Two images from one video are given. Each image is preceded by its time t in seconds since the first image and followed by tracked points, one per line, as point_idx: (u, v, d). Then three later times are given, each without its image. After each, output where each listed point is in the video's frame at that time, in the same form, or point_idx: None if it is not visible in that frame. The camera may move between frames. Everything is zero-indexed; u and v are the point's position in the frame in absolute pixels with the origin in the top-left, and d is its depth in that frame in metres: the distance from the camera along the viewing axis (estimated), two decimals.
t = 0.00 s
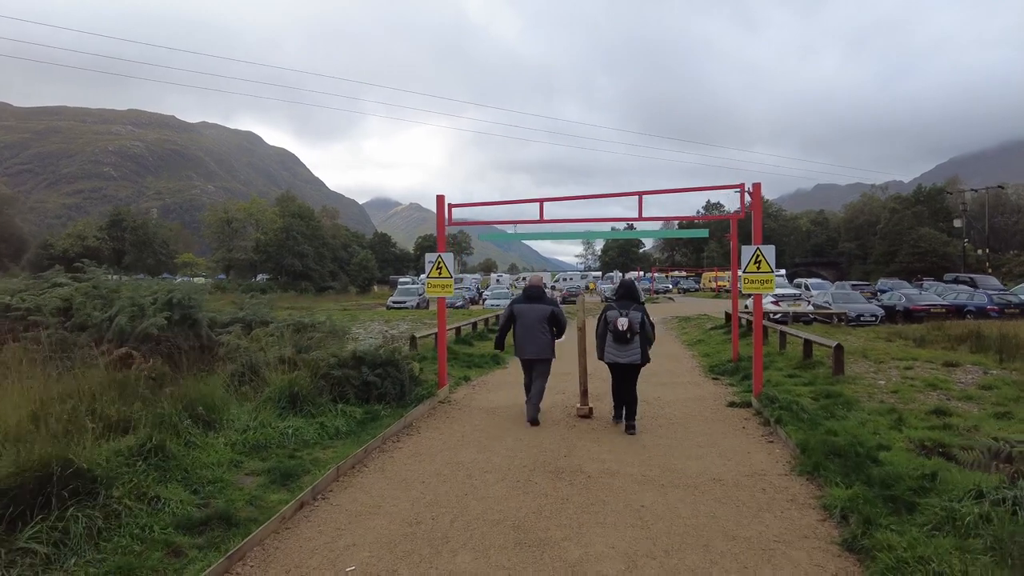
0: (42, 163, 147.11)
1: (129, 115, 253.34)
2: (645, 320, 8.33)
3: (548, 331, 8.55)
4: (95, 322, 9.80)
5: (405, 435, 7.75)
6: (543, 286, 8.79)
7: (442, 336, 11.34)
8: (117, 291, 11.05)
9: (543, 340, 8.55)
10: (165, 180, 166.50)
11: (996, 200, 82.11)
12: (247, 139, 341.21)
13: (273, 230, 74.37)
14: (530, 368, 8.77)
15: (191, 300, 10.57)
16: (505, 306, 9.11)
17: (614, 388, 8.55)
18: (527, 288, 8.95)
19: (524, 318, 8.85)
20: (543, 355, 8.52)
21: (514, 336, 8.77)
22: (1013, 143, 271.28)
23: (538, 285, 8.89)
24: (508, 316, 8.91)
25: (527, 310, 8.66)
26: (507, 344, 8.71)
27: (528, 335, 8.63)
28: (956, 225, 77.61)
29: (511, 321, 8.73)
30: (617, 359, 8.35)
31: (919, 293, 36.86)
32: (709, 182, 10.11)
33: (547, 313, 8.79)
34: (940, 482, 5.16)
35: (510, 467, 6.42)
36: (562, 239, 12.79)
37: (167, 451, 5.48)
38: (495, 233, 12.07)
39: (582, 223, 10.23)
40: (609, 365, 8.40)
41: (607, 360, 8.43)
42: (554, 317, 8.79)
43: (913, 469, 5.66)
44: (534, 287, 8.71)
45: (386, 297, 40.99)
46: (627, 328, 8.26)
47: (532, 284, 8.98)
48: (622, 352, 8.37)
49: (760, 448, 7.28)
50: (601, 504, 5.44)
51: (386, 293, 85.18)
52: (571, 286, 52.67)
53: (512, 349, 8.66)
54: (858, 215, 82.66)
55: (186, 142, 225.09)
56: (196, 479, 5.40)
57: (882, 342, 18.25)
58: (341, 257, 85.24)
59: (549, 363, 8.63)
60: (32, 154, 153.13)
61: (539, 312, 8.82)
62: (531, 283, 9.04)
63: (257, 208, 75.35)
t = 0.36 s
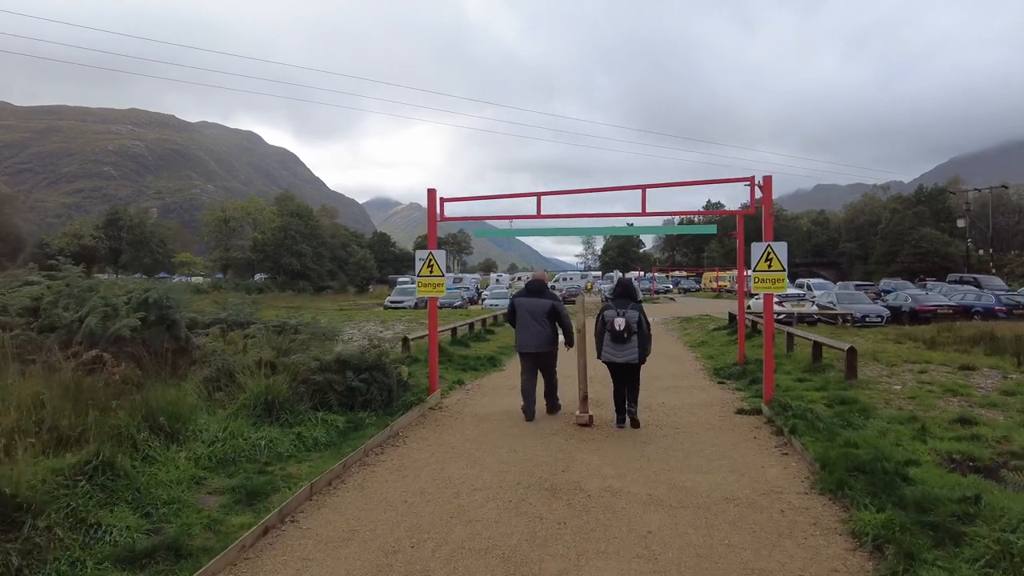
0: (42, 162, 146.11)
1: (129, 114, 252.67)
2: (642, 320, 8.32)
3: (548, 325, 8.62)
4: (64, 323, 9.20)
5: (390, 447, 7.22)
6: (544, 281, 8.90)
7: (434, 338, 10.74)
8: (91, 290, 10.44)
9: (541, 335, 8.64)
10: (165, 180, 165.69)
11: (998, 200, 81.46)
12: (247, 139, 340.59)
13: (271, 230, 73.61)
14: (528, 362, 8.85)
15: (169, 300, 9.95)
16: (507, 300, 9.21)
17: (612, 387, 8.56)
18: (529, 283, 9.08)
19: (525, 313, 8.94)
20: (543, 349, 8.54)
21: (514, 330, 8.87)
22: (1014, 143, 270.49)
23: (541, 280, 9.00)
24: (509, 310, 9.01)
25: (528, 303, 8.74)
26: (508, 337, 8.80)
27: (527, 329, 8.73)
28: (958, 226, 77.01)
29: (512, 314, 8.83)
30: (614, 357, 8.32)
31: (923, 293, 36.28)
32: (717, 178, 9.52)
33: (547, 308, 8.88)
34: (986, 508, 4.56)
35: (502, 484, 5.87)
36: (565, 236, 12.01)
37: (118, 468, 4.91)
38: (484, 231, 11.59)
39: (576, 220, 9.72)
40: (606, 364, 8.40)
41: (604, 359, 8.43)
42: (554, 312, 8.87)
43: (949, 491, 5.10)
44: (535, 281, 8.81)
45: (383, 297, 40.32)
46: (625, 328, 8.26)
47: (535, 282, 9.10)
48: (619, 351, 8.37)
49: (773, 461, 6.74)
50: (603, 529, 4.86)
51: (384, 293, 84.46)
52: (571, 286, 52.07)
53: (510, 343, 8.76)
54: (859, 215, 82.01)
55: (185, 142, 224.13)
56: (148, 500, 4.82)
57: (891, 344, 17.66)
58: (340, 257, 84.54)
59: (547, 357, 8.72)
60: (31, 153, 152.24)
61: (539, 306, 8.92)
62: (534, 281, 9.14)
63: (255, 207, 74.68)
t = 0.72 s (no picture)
0: (39, 162, 145.10)
1: (127, 115, 251.87)
2: (638, 319, 7.96)
3: (551, 324, 8.58)
4: (25, 324, 8.62)
5: (367, 460, 6.66)
6: (552, 281, 8.79)
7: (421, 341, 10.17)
8: (58, 287, 9.85)
9: (545, 335, 8.57)
10: (164, 181, 164.95)
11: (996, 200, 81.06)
12: (246, 139, 340.18)
13: (266, 230, 72.92)
14: (534, 362, 8.80)
15: (140, 300, 9.37)
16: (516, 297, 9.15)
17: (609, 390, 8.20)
18: (537, 282, 8.98)
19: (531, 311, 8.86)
20: (544, 349, 8.52)
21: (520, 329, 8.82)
22: (1013, 143, 270.00)
23: (549, 279, 8.87)
24: (516, 309, 8.94)
25: (533, 302, 8.71)
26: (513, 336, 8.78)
27: (530, 328, 8.65)
28: (957, 226, 76.64)
29: (517, 314, 8.78)
30: (610, 359, 7.97)
31: (924, 293, 35.78)
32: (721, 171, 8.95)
33: (555, 308, 8.78)
34: None
35: (487, 503, 5.30)
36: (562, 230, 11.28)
37: (47, 490, 4.35)
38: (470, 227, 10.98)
39: (568, 216, 9.15)
40: (602, 366, 8.03)
41: (600, 361, 8.07)
42: (562, 312, 8.78)
43: (991, 516, 4.50)
44: (544, 281, 8.80)
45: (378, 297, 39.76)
46: (620, 329, 7.94)
47: (544, 280, 9.07)
48: (615, 353, 8.04)
49: (785, 476, 6.17)
50: (598, 561, 4.27)
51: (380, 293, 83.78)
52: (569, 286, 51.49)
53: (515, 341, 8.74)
54: (857, 215, 81.54)
55: (183, 142, 223.10)
56: (79, 528, 4.23)
57: (898, 345, 17.09)
58: (336, 257, 83.92)
59: (552, 357, 8.66)
60: (29, 154, 151.61)
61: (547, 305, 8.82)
62: (543, 280, 9.08)
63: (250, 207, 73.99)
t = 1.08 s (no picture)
0: (37, 161, 144.34)
1: (125, 114, 250.98)
2: (641, 319, 7.77)
3: (557, 329, 8.13)
4: None
5: (344, 481, 6.04)
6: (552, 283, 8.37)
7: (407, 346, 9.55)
8: (23, 288, 9.22)
9: (552, 340, 8.11)
10: (164, 180, 163.99)
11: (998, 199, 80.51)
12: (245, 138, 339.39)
13: (263, 229, 72.20)
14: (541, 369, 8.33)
15: (110, 302, 8.73)
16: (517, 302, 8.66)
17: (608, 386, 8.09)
18: (537, 286, 8.49)
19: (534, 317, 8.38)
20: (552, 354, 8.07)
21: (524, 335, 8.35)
22: (1011, 143, 269.60)
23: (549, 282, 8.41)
24: (518, 316, 8.45)
25: (536, 307, 8.22)
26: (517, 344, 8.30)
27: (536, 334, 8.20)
28: (958, 225, 76.07)
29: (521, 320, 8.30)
30: (612, 358, 7.81)
31: (928, 293, 35.21)
32: (728, 162, 8.35)
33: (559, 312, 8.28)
34: None
35: (472, 535, 4.70)
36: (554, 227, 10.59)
37: None
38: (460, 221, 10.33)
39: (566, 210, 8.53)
40: (603, 364, 7.89)
41: (601, 359, 7.91)
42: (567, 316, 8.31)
43: None
44: (544, 285, 8.37)
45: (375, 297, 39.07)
46: (624, 328, 7.71)
47: (543, 283, 8.60)
48: (619, 352, 7.83)
49: (807, 497, 5.57)
50: None
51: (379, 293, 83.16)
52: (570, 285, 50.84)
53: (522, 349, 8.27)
54: (858, 215, 81.00)
55: (182, 141, 222.18)
56: None
57: (908, 347, 16.50)
58: (335, 257, 83.25)
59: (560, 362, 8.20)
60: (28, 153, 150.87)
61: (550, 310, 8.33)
62: (542, 283, 8.61)
63: (247, 206, 73.27)
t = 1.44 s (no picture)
0: (36, 160, 143.75)
1: (124, 113, 249.98)
2: (639, 320, 7.27)
3: (557, 326, 8.10)
4: None
5: (313, 504, 5.44)
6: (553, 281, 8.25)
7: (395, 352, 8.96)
8: None
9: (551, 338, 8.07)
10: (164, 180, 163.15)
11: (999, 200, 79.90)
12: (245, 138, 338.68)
13: (260, 228, 71.44)
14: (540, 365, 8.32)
15: (72, 305, 8.15)
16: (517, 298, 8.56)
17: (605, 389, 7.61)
18: (537, 281, 8.36)
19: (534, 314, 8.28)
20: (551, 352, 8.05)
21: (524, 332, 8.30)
22: (1011, 144, 269.15)
23: (550, 278, 8.29)
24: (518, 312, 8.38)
25: (536, 304, 8.15)
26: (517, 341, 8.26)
27: (536, 331, 8.15)
28: (959, 225, 75.42)
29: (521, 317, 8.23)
30: (608, 358, 7.29)
31: (932, 294, 34.63)
32: (736, 153, 7.76)
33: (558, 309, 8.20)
34: None
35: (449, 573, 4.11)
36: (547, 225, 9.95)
37: None
38: (449, 220, 9.74)
39: (563, 204, 7.95)
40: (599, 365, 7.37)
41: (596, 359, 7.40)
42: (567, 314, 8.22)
43: None
44: (544, 281, 8.22)
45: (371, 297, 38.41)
46: (620, 328, 7.20)
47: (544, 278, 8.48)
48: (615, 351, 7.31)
49: (830, 524, 4.97)
50: None
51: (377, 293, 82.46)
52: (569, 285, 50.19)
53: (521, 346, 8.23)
54: (858, 215, 80.41)
55: (180, 140, 221.28)
56: None
57: (919, 351, 15.89)
58: (333, 257, 82.61)
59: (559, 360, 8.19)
60: (26, 153, 150.13)
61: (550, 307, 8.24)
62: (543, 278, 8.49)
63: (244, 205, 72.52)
